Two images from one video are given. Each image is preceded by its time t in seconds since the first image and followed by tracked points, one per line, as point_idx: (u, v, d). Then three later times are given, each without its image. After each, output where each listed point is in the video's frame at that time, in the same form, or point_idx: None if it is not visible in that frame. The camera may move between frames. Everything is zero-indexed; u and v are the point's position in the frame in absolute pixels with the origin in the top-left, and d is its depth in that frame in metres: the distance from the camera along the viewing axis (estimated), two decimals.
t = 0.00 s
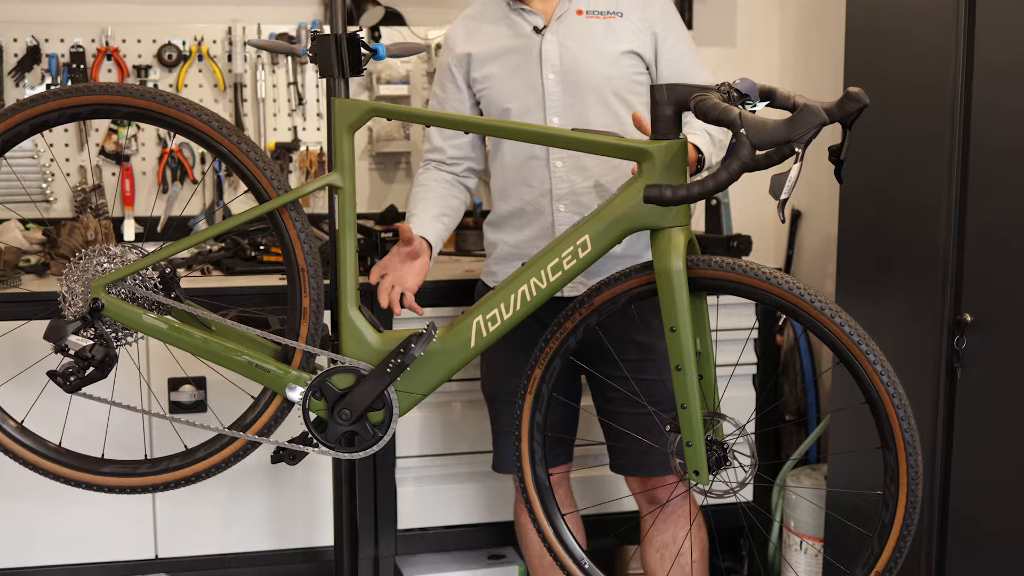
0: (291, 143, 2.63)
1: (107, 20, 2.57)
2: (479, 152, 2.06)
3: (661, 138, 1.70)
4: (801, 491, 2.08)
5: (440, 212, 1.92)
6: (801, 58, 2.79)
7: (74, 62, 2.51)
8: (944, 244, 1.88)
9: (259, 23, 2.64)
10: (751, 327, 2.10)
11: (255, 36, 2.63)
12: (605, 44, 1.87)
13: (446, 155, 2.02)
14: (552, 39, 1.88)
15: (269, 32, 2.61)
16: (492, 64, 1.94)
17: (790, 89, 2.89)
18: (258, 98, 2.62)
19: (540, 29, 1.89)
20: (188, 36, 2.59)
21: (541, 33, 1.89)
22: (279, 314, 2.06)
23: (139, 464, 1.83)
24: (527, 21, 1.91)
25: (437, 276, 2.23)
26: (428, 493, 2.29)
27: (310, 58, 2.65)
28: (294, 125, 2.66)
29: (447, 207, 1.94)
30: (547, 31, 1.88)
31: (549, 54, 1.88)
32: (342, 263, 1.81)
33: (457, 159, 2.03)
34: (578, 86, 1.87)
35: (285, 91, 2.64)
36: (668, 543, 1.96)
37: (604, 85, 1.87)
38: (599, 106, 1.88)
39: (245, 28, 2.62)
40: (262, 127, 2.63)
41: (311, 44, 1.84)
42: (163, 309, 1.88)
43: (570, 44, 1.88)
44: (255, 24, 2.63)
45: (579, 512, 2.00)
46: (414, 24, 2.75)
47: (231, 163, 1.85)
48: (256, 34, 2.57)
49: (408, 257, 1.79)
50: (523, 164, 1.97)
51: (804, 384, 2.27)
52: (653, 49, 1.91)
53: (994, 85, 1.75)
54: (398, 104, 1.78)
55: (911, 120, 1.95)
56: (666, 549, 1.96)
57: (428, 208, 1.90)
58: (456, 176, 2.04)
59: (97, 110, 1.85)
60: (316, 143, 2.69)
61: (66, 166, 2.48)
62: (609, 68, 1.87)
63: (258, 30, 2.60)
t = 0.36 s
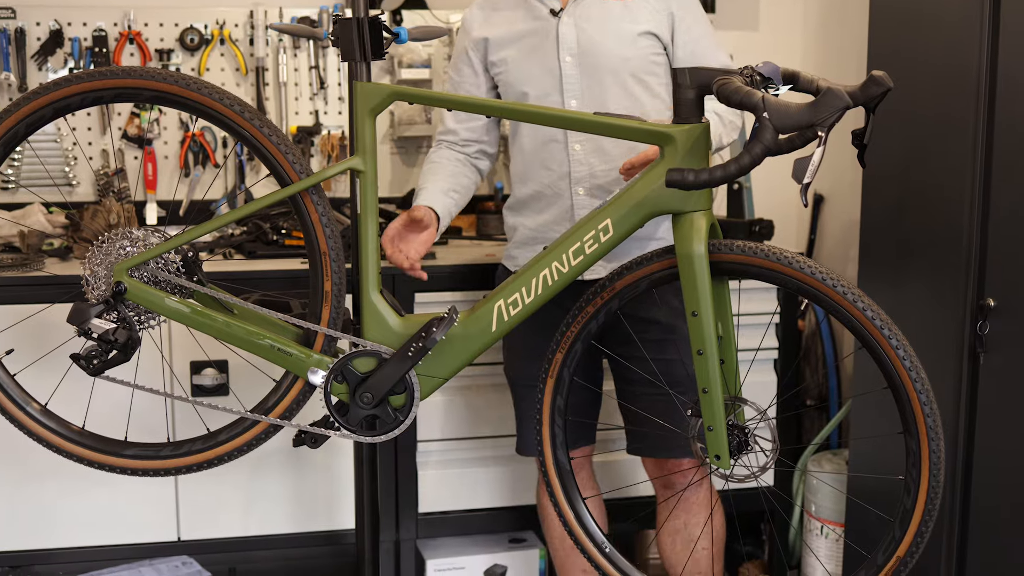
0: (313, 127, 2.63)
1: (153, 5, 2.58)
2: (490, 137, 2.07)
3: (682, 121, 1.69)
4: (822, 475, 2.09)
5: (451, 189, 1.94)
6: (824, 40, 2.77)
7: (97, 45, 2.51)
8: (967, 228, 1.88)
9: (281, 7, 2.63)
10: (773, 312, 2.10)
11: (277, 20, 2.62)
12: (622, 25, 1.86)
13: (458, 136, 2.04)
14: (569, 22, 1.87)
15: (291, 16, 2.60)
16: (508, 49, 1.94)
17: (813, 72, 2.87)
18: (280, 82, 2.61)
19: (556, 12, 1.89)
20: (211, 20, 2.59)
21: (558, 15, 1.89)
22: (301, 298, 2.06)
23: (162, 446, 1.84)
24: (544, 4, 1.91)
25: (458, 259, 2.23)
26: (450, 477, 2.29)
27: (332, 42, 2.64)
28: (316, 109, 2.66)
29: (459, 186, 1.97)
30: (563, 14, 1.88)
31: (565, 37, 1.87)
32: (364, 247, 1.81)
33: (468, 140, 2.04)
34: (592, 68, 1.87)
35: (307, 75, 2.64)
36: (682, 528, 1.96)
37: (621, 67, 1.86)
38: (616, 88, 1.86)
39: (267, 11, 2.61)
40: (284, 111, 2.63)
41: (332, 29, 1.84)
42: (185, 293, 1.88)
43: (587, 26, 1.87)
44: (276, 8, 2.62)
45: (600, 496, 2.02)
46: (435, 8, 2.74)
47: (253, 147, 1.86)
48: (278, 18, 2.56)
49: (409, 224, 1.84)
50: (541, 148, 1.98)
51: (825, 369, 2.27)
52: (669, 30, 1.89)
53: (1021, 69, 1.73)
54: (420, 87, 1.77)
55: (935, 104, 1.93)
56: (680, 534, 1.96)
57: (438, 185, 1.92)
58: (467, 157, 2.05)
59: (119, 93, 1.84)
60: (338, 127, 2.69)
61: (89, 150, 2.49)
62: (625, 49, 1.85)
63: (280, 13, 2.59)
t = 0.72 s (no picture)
0: (328, 114, 2.62)
1: None
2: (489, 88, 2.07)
3: (698, 108, 1.68)
4: (836, 463, 2.11)
5: (428, 127, 2.00)
6: (839, 27, 2.75)
7: (112, 32, 2.51)
8: (984, 216, 1.87)
9: None
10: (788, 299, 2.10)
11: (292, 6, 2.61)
12: (655, 9, 1.85)
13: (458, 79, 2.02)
14: (601, 4, 1.86)
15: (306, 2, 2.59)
16: (537, 26, 1.93)
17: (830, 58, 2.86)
18: (295, 69, 2.60)
19: None
20: (226, 7, 2.58)
21: None
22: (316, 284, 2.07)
23: (178, 432, 1.85)
24: None
25: (474, 246, 2.23)
26: (466, 462, 2.30)
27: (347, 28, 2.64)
28: (331, 95, 2.65)
29: (436, 122, 2.02)
30: None
31: (597, 18, 1.87)
32: (379, 235, 1.81)
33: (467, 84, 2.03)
34: (623, 52, 1.87)
35: (322, 61, 2.63)
36: (648, 510, 2.00)
37: (650, 52, 1.85)
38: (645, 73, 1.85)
39: None
40: (299, 97, 2.63)
41: (347, 15, 1.83)
42: (200, 280, 1.89)
43: (619, 10, 1.86)
44: None
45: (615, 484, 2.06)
46: None
47: (267, 133, 1.86)
48: (293, 5, 2.55)
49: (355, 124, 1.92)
50: (567, 131, 1.98)
51: (840, 356, 2.27)
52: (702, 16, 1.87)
53: None
54: (435, 74, 1.76)
55: (954, 91, 1.92)
56: (644, 515, 2.00)
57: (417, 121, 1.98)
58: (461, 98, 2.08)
59: (134, 80, 1.84)
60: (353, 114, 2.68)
61: (104, 137, 2.49)
62: (655, 34, 1.85)
63: None
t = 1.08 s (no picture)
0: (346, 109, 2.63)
1: None
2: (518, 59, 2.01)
3: (716, 102, 1.67)
4: (855, 459, 2.11)
5: (441, 110, 1.99)
6: (853, 23, 2.74)
7: (132, 27, 2.51)
8: (1005, 211, 1.86)
9: None
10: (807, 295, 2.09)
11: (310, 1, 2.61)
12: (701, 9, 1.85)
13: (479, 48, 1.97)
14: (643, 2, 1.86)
15: None
16: (578, 21, 1.92)
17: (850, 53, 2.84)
18: (313, 63, 2.60)
19: None
20: (244, 1, 2.59)
21: None
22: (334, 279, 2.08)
23: (196, 426, 1.85)
24: None
25: (493, 240, 2.23)
26: (483, 457, 2.31)
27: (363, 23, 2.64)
28: (349, 90, 2.65)
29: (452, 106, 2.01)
30: None
31: (638, 17, 1.86)
32: (397, 229, 1.81)
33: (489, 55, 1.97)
34: (664, 51, 1.86)
35: (340, 56, 2.63)
36: (670, 503, 2.00)
37: (692, 51, 1.85)
38: (687, 72, 1.85)
39: None
40: (317, 92, 2.63)
41: (366, 9, 1.84)
42: (219, 274, 1.89)
43: (661, 9, 1.86)
44: None
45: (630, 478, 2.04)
46: None
47: (285, 128, 1.86)
48: None
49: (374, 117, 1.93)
50: (603, 128, 1.97)
51: (858, 352, 2.26)
52: (744, 13, 1.87)
53: None
54: (453, 68, 1.76)
55: (974, 88, 1.91)
56: (666, 507, 1.99)
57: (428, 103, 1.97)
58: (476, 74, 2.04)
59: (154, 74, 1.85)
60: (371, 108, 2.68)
61: (124, 131, 2.50)
62: (698, 36, 1.85)
63: None
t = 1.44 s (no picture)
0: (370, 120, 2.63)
1: None
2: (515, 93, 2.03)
3: (739, 114, 1.66)
4: (879, 472, 2.11)
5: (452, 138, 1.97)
6: (880, 34, 2.74)
7: (158, 38, 2.53)
8: None
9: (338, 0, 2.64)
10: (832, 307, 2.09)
11: (334, 13, 2.62)
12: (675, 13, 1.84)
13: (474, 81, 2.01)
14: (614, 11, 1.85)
15: (349, 9, 2.60)
16: (552, 40, 1.92)
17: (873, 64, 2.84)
18: (337, 75, 2.61)
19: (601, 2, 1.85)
20: (269, 14, 2.60)
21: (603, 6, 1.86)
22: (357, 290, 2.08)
23: (220, 436, 1.86)
24: None
25: (515, 252, 2.23)
26: (505, 469, 2.30)
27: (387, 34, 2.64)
28: (372, 102, 2.66)
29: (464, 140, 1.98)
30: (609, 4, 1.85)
31: (611, 28, 1.86)
32: (421, 240, 1.81)
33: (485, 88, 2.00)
34: (641, 59, 1.86)
35: (364, 68, 2.64)
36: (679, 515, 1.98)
37: (668, 57, 1.85)
38: (664, 79, 1.85)
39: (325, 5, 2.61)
40: (341, 104, 2.64)
41: (391, 22, 1.84)
42: (244, 285, 1.90)
43: (634, 18, 1.86)
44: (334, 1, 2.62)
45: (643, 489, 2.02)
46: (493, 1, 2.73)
47: (310, 139, 1.87)
48: (335, 12, 2.56)
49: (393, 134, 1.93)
50: (587, 140, 1.96)
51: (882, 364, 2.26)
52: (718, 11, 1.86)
53: None
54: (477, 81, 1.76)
55: (999, 100, 1.90)
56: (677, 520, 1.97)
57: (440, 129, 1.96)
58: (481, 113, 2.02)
59: (180, 86, 1.85)
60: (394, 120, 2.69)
61: (149, 142, 2.51)
62: (673, 39, 1.84)
63: (338, 7, 2.59)
